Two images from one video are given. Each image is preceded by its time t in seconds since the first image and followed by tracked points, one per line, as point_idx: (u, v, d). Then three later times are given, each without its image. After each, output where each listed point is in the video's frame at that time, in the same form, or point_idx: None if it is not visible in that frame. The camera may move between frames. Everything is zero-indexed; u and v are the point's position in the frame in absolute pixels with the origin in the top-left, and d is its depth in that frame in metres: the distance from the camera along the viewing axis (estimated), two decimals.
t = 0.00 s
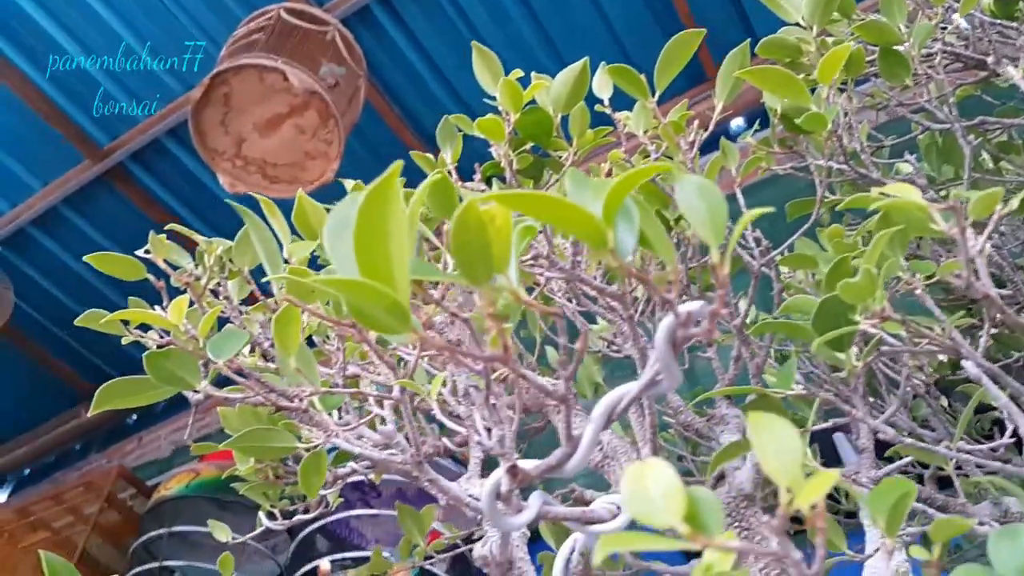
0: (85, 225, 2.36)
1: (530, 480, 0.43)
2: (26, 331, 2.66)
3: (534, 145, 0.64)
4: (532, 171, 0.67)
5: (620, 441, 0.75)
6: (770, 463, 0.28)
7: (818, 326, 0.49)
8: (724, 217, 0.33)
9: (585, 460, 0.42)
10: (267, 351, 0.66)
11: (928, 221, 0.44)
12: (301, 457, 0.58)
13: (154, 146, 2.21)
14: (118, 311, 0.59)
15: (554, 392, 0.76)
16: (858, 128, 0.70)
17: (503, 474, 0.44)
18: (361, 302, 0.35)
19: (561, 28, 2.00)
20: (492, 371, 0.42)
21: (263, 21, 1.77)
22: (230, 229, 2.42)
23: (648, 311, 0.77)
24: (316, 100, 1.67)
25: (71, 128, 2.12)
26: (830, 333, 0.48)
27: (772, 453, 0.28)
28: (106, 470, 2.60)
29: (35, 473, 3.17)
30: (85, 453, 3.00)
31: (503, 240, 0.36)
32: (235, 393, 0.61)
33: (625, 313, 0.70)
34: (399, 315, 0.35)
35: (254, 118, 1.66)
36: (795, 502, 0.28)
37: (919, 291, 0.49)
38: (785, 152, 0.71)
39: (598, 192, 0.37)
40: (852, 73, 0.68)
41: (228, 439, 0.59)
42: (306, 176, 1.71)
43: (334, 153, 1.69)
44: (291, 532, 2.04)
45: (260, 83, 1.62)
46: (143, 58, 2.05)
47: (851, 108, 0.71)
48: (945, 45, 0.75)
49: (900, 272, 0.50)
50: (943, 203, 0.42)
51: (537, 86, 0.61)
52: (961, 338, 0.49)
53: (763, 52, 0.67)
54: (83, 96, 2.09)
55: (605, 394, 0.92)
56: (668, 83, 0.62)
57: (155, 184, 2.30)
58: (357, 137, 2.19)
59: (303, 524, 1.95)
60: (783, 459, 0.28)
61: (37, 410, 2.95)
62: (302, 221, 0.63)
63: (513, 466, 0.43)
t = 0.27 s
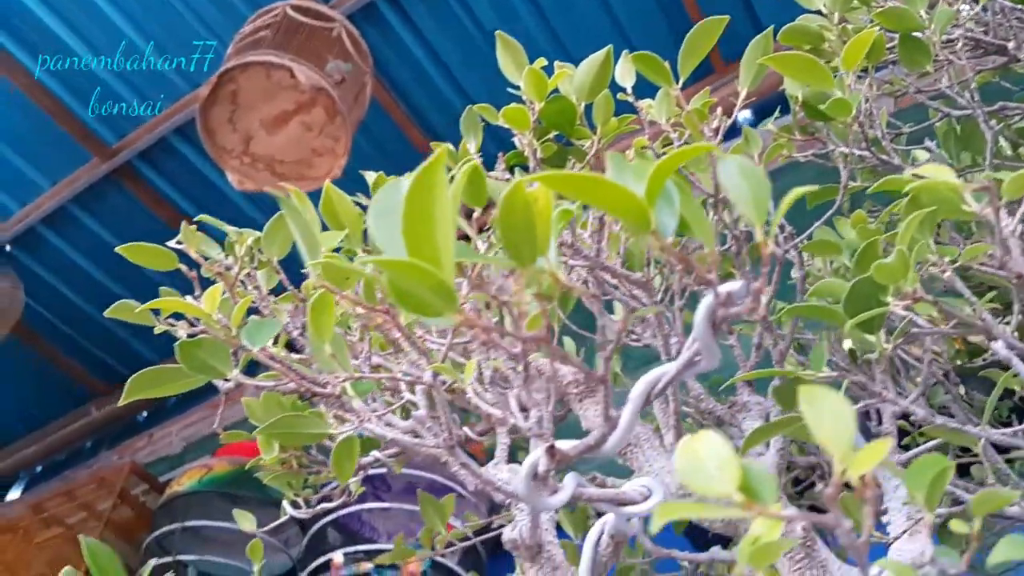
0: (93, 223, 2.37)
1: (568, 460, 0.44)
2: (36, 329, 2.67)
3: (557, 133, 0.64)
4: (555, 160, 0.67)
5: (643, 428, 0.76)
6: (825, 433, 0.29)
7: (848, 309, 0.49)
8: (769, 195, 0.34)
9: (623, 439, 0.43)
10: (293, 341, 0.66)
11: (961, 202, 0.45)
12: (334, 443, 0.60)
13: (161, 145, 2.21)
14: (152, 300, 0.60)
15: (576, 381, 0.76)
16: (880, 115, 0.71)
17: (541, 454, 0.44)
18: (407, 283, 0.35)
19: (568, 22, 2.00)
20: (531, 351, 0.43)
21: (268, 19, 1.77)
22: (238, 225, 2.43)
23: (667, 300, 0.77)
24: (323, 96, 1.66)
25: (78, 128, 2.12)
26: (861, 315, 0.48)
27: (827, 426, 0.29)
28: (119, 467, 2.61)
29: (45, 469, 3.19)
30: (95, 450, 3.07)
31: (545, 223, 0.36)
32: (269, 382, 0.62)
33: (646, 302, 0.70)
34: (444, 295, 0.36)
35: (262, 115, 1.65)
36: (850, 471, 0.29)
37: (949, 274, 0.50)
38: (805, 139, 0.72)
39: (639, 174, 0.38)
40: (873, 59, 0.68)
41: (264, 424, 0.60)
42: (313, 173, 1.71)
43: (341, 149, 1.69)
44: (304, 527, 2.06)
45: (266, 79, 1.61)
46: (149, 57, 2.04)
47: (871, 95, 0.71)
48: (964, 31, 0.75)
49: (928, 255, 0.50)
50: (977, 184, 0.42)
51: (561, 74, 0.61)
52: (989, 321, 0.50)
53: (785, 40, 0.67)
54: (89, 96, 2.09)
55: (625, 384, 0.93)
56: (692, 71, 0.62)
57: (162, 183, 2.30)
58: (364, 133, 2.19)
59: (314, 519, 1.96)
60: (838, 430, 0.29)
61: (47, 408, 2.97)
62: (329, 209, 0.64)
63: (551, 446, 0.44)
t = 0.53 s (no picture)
0: (106, 215, 2.38)
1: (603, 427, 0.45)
2: (50, 321, 2.69)
3: (583, 112, 0.64)
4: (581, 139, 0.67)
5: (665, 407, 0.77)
6: (870, 386, 0.29)
7: (877, 281, 0.50)
8: (811, 157, 0.35)
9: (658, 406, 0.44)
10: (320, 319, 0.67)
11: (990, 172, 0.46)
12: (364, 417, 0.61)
13: (173, 137, 2.22)
14: (186, 276, 0.61)
15: (598, 361, 0.77)
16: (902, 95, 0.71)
17: (576, 422, 0.45)
18: (451, 247, 0.36)
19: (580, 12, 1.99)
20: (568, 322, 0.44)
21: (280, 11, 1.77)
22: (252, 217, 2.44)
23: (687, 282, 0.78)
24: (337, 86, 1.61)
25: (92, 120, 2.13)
26: (891, 286, 0.49)
27: (870, 377, 0.30)
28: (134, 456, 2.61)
29: (58, 460, 3.21)
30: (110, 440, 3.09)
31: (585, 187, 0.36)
32: (300, 357, 0.63)
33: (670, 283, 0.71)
34: (486, 259, 0.37)
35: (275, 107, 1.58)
36: (895, 422, 0.29)
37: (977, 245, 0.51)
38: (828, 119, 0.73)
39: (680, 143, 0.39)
40: (897, 38, 0.68)
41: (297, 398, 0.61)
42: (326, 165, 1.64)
43: (354, 141, 1.63)
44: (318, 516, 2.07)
45: (279, 70, 1.56)
46: (163, 49, 2.05)
47: (894, 76, 0.72)
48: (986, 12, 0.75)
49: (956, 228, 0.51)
50: (1009, 153, 0.43)
51: (588, 53, 0.61)
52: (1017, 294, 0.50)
53: (810, 20, 0.67)
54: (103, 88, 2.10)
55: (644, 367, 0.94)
56: (718, 50, 0.62)
57: (175, 174, 2.31)
58: (376, 124, 2.20)
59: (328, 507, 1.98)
60: (881, 381, 0.29)
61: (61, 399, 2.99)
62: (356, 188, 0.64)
63: (587, 414, 0.45)
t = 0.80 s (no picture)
0: (115, 205, 2.39)
1: (628, 400, 0.45)
2: (59, 311, 2.70)
3: (602, 92, 0.64)
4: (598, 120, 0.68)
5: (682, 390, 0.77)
6: (897, 349, 0.30)
7: (898, 257, 0.50)
8: (836, 127, 0.36)
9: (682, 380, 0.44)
10: (339, 300, 0.68)
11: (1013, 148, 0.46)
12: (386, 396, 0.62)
13: (181, 127, 2.22)
14: (208, 256, 0.62)
15: (614, 344, 0.78)
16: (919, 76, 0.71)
17: (600, 395, 0.45)
18: (480, 218, 0.36)
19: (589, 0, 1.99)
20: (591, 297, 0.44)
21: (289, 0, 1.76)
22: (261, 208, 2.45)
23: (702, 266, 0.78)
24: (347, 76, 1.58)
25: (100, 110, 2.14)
26: (911, 261, 0.49)
27: (899, 341, 0.30)
28: (143, 447, 2.62)
29: (67, 451, 3.23)
30: (118, 430, 3.11)
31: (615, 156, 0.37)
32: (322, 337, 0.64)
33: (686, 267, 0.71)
34: (515, 229, 0.37)
35: (284, 96, 1.57)
36: (920, 386, 0.30)
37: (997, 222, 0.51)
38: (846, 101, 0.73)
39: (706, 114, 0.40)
40: (915, 20, 0.68)
41: (318, 377, 0.62)
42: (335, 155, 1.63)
43: (363, 131, 1.60)
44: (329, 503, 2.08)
45: (288, 60, 1.53)
46: (171, 39, 2.05)
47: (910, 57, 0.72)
48: None
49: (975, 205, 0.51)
50: None
51: (607, 33, 0.62)
52: None
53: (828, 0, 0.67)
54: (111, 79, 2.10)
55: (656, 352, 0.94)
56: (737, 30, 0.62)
57: (183, 165, 2.31)
58: (384, 114, 2.20)
59: (338, 495, 1.99)
60: (908, 347, 0.30)
61: (70, 390, 3.00)
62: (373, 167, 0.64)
63: (611, 388, 0.45)
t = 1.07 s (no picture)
0: (122, 198, 2.39)
1: (640, 383, 0.46)
2: (67, 304, 2.71)
3: (614, 80, 0.65)
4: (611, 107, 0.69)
5: (692, 378, 0.77)
6: (910, 328, 0.30)
7: (908, 243, 0.50)
8: (851, 110, 0.37)
9: (694, 362, 0.44)
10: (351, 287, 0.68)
11: None
12: (398, 382, 0.63)
13: (189, 119, 2.23)
14: (224, 242, 0.63)
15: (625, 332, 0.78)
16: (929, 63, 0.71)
17: (612, 378, 0.46)
18: (496, 200, 0.37)
19: None
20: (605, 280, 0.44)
21: None
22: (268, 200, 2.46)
23: (712, 256, 0.79)
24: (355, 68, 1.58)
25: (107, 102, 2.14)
26: (921, 247, 0.50)
27: (913, 322, 0.30)
28: (152, 438, 2.63)
29: (76, 443, 3.24)
30: (126, 422, 3.12)
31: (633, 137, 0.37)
32: (334, 324, 0.65)
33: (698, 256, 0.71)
34: (531, 213, 0.37)
35: (292, 88, 1.57)
36: (934, 364, 0.30)
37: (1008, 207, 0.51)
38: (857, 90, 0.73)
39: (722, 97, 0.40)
40: (926, 7, 0.69)
41: (331, 362, 0.63)
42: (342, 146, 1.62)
43: (371, 122, 1.59)
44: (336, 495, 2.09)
45: (296, 51, 1.54)
46: (179, 31, 2.05)
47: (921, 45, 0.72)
48: None
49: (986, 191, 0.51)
50: None
51: (619, 20, 0.62)
52: None
53: None
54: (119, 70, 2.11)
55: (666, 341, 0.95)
56: (749, 17, 0.62)
57: (190, 157, 2.32)
58: (391, 106, 2.20)
59: (347, 486, 2.00)
60: (923, 326, 0.30)
61: (78, 382, 3.01)
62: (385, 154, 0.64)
63: (624, 370, 0.45)
